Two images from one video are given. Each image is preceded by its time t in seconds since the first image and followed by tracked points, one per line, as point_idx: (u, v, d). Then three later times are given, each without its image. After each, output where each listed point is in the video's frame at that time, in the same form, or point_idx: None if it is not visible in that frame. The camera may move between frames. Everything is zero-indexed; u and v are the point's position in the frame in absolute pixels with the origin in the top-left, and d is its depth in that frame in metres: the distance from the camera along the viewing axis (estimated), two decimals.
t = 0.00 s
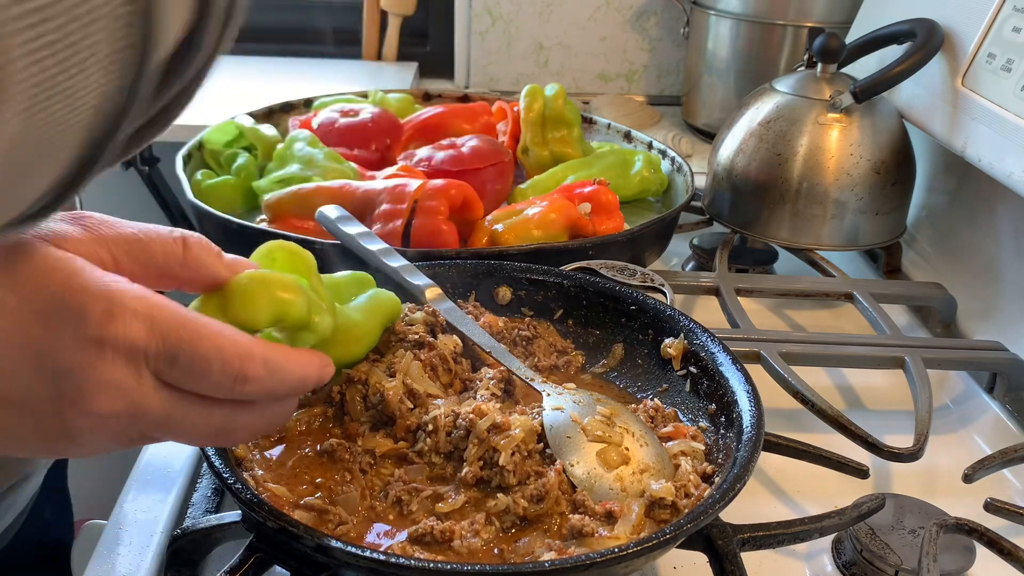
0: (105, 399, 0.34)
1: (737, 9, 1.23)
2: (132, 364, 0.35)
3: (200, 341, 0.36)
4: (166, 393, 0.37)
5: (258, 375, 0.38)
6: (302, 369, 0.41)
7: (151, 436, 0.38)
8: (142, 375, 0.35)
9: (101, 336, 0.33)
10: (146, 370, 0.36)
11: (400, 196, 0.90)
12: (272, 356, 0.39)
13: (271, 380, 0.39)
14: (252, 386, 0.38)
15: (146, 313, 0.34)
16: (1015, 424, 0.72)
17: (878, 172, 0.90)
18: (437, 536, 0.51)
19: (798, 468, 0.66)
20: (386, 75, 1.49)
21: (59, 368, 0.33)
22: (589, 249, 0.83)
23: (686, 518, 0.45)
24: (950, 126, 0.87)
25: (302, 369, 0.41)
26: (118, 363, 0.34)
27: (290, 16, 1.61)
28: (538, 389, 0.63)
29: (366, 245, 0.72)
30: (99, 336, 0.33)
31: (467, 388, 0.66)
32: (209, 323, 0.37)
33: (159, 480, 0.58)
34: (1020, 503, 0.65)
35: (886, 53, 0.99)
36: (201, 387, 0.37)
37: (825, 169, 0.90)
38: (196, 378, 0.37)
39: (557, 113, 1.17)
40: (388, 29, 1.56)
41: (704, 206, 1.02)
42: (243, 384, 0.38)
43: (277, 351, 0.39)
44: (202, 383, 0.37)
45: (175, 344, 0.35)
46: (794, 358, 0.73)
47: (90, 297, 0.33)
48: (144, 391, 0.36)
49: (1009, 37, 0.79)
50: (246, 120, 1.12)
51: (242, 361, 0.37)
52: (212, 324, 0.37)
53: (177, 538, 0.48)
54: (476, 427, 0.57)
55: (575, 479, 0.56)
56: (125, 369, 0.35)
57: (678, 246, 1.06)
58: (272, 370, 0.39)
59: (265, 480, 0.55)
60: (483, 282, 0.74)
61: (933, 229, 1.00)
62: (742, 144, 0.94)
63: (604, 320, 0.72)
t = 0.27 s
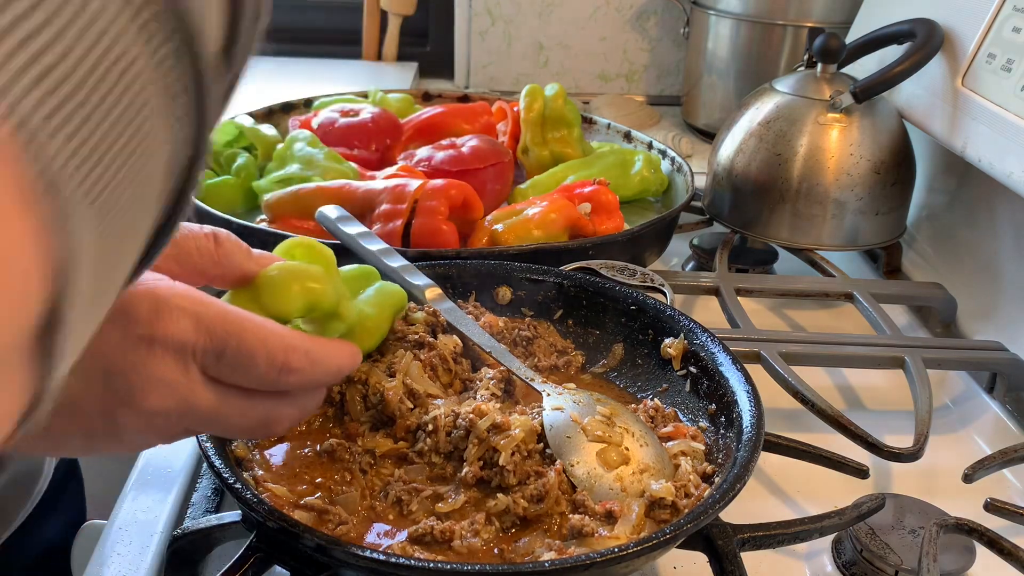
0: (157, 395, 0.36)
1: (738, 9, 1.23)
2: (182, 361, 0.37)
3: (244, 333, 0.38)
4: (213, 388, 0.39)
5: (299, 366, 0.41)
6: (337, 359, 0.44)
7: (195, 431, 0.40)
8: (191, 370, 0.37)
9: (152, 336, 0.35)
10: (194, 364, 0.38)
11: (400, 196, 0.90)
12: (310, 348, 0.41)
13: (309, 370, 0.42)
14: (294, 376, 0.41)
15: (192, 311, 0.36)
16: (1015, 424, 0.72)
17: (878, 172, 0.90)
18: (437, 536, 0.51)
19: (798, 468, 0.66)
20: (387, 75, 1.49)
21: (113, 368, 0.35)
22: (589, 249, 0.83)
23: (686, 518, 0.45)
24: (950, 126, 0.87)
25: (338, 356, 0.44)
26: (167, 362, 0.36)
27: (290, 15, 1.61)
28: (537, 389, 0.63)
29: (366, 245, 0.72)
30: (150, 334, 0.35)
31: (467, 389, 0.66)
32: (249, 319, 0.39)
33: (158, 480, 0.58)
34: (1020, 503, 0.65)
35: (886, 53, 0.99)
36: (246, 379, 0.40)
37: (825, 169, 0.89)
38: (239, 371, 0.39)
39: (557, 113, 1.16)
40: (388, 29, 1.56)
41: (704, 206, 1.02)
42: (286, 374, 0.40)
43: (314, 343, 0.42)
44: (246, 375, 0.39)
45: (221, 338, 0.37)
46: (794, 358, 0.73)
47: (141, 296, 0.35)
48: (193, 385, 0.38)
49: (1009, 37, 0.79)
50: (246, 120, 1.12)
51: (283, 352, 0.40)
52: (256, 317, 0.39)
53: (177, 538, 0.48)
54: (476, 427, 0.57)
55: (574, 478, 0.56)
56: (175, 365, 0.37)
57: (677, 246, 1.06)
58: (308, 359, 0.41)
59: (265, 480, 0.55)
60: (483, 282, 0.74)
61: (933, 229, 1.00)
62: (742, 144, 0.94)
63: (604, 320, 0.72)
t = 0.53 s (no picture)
0: (115, 396, 0.37)
1: (738, 9, 1.23)
2: (147, 365, 0.38)
3: (211, 341, 0.38)
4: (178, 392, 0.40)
5: (271, 371, 0.40)
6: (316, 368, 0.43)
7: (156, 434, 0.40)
8: (157, 375, 0.38)
9: (117, 340, 0.36)
10: (160, 369, 0.38)
11: (401, 197, 0.90)
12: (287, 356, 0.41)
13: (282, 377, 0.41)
14: (265, 379, 0.40)
15: (160, 319, 0.37)
16: (1015, 424, 0.72)
17: (878, 172, 0.90)
18: (437, 536, 0.51)
19: (798, 468, 0.66)
20: (387, 75, 1.49)
21: (72, 368, 0.36)
22: (589, 249, 0.83)
23: (686, 518, 0.45)
24: (950, 126, 0.87)
25: (313, 362, 0.42)
26: (129, 367, 0.37)
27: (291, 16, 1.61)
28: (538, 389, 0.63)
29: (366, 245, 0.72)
30: (116, 339, 0.36)
31: (467, 388, 0.66)
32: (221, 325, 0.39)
33: (159, 479, 0.58)
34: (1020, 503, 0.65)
35: (886, 53, 0.99)
36: (217, 384, 0.40)
37: (825, 169, 0.89)
38: (209, 375, 0.39)
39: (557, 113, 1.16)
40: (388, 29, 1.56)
41: (704, 206, 1.02)
42: (256, 378, 0.40)
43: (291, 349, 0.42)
44: (215, 381, 0.39)
45: (189, 346, 0.37)
46: (794, 358, 0.73)
47: (107, 301, 0.36)
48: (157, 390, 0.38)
49: (1009, 37, 0.79)
50: (246, 120, 1.12)
51: (254, 359, 0.39)
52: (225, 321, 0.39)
53: (177, 538, 0.48)
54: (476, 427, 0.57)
55: (574, 479, 0.56)
56: (136, 370, 0.37)
57: (677, 246, 1.06)
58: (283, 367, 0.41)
59: (265, 480, 0.55)
60: (483, 282, 0.74)
61: (934, 229, 1.00)
62: (742, 144, 0.94)
63: (604, 320, 0.72)
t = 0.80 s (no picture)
0: (63, 354, 0.35)
1: (738, 9, 1.22)
2: (101, 324, 0.35)
3: (172, 306, 0.35)
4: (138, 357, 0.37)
5: (238, 346, 0.37)
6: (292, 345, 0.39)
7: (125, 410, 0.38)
8: (111, 336, 0.35)
9: (68, 293, 0.33)
10: (116, 331, 0.35)
11: (401, 197, 0.90)
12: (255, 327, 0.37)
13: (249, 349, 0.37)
14: (232, 355, 0.37)
15: (118, 270, 0.34)
16: (1015, 423, 0.72)
17: (878, 172, 0.90)
18: (437, 536, 0.51)
19: (798, 468, 0.66)
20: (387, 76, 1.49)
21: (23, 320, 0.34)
22: (589, 249, 0.83)
23: (686, 518, 0.45)
24: (950, 126, 0.87)
25: (294, 339, 0.39)
26: (84, 325, 0.35)
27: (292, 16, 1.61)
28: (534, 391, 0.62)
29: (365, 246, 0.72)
30: (65, 291, 0.33)
31: (467, 389, 0.66)
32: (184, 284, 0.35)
33: (158, 478, 0.58)
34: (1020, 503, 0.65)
35: (886, 54, 0.99)
36: (176, 354, 0.37)
37: (825, 169, 0.89)
38: (169, 342, 0.36)
39: (557, 113, 1.17)
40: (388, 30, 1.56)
41: (704, 206, 1.02)
42: (223, 352, 0.37)
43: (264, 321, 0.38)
44: (177, 350, 0.36)
45: (145, 302, 0.34)
46: (794, 358, 0.73)
47: (61, 247, 0.33)
48: (111, 354, 0.36)
49: (1009, 37, 0.79)
50: (246, 120, 1.12)
51: (220, 327, 0.36)
52: (191, 283, 0.36)
53: (177, 538, 0.48)
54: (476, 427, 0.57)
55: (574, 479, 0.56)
56: (89, 331, 0.35)
57: (677, 246, 1.06)
58: (252, 340, 0.37)
59: (265, 480, 0.55)
60: (483, 282, 0.74)
61: (933, 229, 1.00)
62: (742, 144, 0.94)
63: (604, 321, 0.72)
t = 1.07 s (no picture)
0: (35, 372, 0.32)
1: (737, 9, 1.23)
2: (80, 344, 0.32)
3: (155, 326, 0.32)
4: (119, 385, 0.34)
5: (229, 375, 0.33)
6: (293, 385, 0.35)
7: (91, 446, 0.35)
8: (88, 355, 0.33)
9: (47, 302, 0.31)
10: (94, 351, 0.33)
11: (400, 197, 0.90)
12: (248, 356, 0.33)
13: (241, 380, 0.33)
14: (220, 388, 0.33)
15: (102, 282, 0.32)
16: (1015, 423, 0.72)
17: (878, 172, 0.90)
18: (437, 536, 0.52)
19: (798, 468, 0.66)
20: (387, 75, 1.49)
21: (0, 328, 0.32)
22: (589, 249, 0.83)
23: (686, 518, 0.45)
24: (950, 126, 0.86)
25: (297, 379, 0.35)
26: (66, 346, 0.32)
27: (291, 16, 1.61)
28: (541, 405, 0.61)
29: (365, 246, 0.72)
30: (43, 300, 0.31)
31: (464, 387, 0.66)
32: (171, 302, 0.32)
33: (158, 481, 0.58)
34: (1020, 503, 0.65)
35: (885, 54, 0.99)
36: (160, 381, 0.33)
37: (825, 170, 0.90)
38: (149, 366, 0.33)
39: (557, 113, 1.17)
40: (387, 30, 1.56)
41: (704, 206, 1.02)
42: (209, 382, 0.33)
43: (264, 352, 0.34)
44: (159, 376, 0.33)
45: (125, 316, 0.32)
46: (794, 358, 0.73)
47: (48, 258, 0.32)
48: (91, 375, 0.33)
49: (1009, 37, 0.79)
50: (246, 120, 1.12)
51: (208, 352, 0.32)
52: (181, 302, 0.33)
53: (177, 537, 0.48)
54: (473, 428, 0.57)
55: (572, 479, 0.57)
56: (65, 346, 0.32)
57: (678, 246, 1.06)
58: (244, 371, 0.33)
59: (263, 479, 0.55)
60: (484, 281, 0.74)
61: (933, 229, 1.00)
62: (742, 144, 0.94)
63: (604, 320, 0.72)
